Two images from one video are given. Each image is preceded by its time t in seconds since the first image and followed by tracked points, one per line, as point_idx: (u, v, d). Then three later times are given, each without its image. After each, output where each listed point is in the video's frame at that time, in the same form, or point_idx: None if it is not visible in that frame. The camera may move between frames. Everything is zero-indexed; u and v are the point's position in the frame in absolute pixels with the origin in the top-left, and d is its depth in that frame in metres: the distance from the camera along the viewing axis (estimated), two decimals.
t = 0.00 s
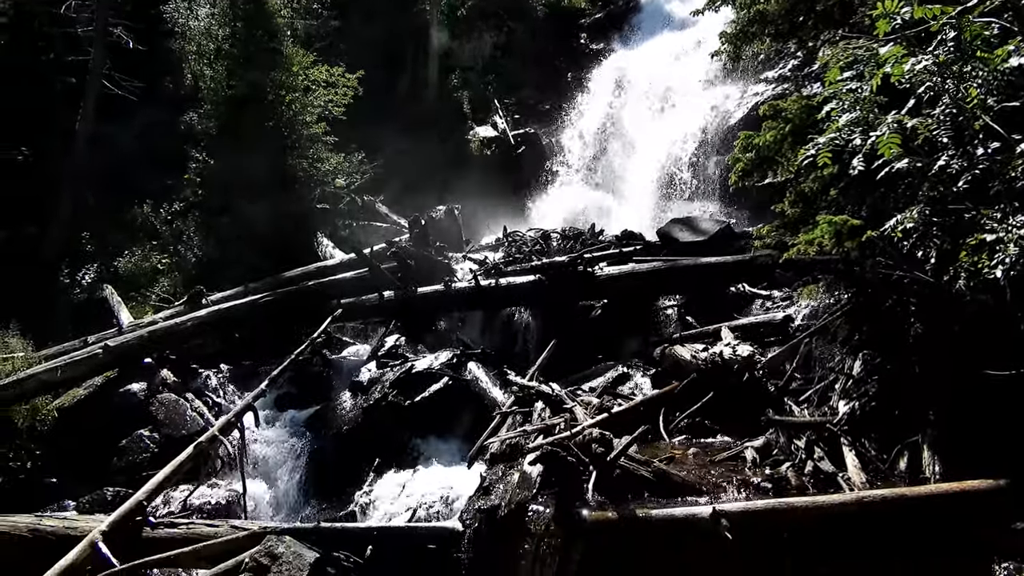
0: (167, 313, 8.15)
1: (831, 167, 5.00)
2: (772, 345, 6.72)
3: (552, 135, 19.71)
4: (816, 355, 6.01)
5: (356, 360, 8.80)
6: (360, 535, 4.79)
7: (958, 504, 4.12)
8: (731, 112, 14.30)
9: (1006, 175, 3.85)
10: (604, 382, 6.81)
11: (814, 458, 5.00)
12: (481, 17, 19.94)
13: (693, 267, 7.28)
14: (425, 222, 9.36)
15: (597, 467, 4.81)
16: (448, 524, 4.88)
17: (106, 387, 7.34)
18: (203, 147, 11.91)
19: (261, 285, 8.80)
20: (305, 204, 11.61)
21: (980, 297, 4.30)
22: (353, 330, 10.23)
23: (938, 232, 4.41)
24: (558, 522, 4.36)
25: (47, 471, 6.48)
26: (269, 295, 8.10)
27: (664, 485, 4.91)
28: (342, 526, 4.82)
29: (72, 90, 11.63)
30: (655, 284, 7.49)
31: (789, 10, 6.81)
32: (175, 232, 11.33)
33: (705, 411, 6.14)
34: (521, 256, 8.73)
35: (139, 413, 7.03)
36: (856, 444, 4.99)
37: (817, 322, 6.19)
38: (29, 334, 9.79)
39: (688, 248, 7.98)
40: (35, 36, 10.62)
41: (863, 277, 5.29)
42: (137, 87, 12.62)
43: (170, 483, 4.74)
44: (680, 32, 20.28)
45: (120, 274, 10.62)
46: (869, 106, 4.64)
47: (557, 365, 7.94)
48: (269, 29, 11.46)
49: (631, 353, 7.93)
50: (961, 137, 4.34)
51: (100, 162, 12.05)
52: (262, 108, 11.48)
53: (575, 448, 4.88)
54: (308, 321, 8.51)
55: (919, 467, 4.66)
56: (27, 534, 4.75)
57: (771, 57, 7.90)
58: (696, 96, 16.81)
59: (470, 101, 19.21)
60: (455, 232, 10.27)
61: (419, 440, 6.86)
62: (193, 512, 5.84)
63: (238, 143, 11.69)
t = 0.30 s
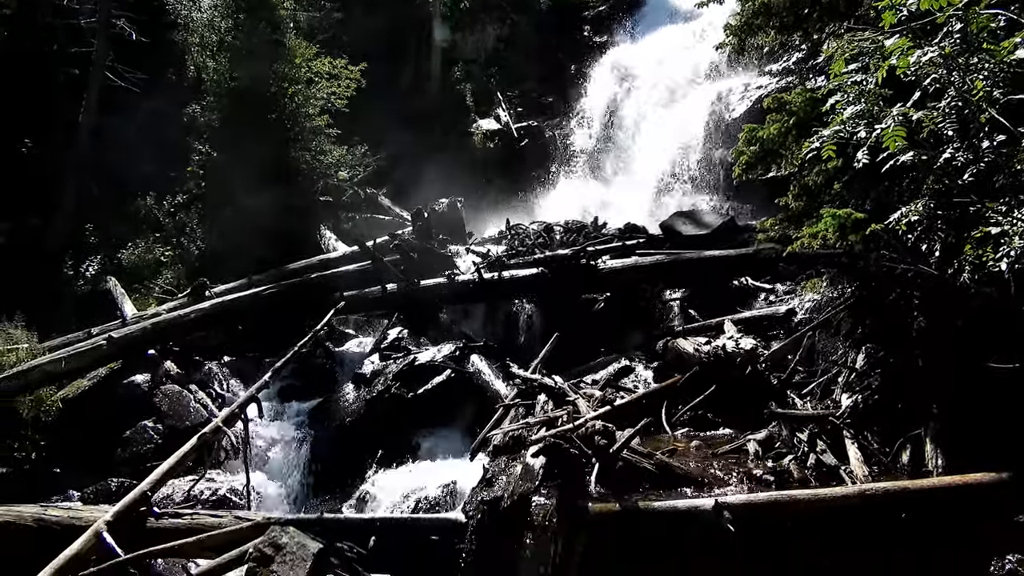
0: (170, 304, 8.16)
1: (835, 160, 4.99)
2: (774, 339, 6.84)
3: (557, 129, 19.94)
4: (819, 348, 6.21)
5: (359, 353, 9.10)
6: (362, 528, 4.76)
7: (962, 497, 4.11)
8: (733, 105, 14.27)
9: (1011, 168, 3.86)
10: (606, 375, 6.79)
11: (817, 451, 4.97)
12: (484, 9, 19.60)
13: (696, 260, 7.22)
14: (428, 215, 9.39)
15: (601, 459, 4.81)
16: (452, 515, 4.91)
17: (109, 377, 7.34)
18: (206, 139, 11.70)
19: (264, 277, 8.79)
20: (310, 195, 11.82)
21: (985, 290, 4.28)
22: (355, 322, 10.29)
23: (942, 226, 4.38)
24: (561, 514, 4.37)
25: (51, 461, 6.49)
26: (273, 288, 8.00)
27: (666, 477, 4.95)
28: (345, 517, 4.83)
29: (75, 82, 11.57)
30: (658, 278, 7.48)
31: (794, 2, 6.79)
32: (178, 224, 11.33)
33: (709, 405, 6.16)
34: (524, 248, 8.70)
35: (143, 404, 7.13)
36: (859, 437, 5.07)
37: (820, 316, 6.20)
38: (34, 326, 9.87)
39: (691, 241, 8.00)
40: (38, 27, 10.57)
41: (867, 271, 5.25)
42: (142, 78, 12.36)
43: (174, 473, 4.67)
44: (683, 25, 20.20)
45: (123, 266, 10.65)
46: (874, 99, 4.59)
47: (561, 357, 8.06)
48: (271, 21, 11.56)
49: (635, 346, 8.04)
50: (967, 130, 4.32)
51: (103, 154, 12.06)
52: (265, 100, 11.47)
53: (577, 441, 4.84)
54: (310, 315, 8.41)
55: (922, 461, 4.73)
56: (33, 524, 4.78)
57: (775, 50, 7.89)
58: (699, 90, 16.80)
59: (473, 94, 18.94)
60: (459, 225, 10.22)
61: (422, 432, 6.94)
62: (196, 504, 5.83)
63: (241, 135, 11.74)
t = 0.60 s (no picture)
0: (174, 296, 8.17)
1: (839, 151, 4.97)
2: (777, 331, 6.86)
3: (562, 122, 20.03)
4: (822, 340, 6.26)
5: (362, 345, 8.70)
6: (366, 519, 4.79)
7: (965, 489, 4.13)
8: (737, 97, 14.26)
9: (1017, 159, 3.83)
10: (609, 367, 6.88)
11: (818, 443, 5.01)
12: None
13: (699, 253, 7.27)
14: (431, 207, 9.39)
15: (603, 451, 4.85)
16: (455, 506, 4.95)
17: (112, 369, 7.33)
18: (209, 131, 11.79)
19: (267, 269, 8.80)
20: (312, 189, 11.80)
21: (989, 282, 4.25)
22: (358, 315, 10.30)
23: (947, 217, 4.32)
24: (563, 506, 4.36)
25: (55, 453, 6.56)
26: (275, 281, 8.05)
27: (669, 468, 4.97)
28: (350, 509, 4.89)
29: (78, 74, 11.63)
30: (661, 270, 7.46)
31: None
32: (181, 217, 11.18)
33: (710, 396, 6.14)
34: (527, 241, 8.71)
35: (147, 396, 7.12)
36: (861, 429, 5.11)
37: (824, 308, 6.20)
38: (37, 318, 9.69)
39: (693, 234, 8.00)
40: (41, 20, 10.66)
41: (870, 263, 5.23)
42: (143, 69, 12.62)
43: (178, 466, 4.66)
44: (688, 17, 20.13)
45: (126, 258, 10.50)
46: (878, 90, 4.59)
47: (568, 348, 7.93)
48: (274, 13, 11.73)
49: (638, 338, 8.04)
50: (971, 121, 4.28)
51: (107, 147, 12.13)
52: (267, 92, 11.47)
53: (581, 432, 4.89)
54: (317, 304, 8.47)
55: (925, 453, 4.76)
56: (39, 515, 4.83)
57: (780, 42, 7.87)
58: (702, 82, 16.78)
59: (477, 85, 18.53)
60: (462, 218, 10.26)
61: (425, 424, 6.95)
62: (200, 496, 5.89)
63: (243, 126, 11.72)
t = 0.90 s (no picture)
0: (176, 291, 8.14)
1: (842, 144, 4.93)
2: (780, 323, 6.86)
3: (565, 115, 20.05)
4: (825, 333, 6.24)
5: (365, 338, 9.18)
6: (372, 508, 4.88)
7: (969, 480, 4.12)
8: (740, 89, 14.23)
9: None
10: (613, 359, 6.87)
11: (822, 435, 5.03)
12: None
13: (701, 246, 7.25)
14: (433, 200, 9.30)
15: (607, 444, 4.84)
16: (458, 498, 4.97)
17: (117, 362, 7.39)
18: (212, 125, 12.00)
19: (269, 263, 8.79)
20: (314, 181, 11.53)
21: (992, 274, 4.21)
22: (361, 308, 10.27)
23: (951, 208, 4.43)
24: (567, 500, 4.37)
25: (61, 446, 6.58)
26: (279, 275, 8.13)
27: (672, 460, 4.98)
28: (353, 501, 4.93)
29: (79, 68, 11.64)
30: (664, 263, 7.46)
31: None
32: (185, 212, 11.63)
33: (713, 389, 6.16)
34: (530, 234, 8.58)
35: (151, 391, 7.14)
36: (865, 420, 5.09)
37: (826, 300, 6.21)
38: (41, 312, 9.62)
39: (697, 226, 7.97)
40: (43, 14, 10.74)
41: (874, 254, 5.19)
42: (146, 63, 12.63)
43: (183, 458, 4.72)
44: (690, 10, 20.08)
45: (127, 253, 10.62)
46: (883, 81, 4.56)
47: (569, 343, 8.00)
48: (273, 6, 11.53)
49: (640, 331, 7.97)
50: (976, 111, 4.21)
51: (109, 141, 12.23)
52: (269, 86, 11.23)
53: (584, 425, 4.81)
54: (321, 296, 8.47)
55: (928, 445, 4.75)
56: (45, 506, 4.83)
57: (783, 34, 7.91)
58: (705, 74, 16.74)
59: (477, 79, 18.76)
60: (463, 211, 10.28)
61: (428, 416, 6.94)
62: (205, 487, 5.93)
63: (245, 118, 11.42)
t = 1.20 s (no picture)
0: (180, 282, 8.19)
1: (847, 133, 4.89)
2: (783, 314, 6.84)
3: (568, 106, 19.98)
4: (828, 323, 6.16)
5: (367, 329, 9.05)
6: (375, 498, 4.91)
7: (973, 469, 4.10)
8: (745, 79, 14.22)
9: None
10: (615, 350, 6.85)
11: (825, 425, 5.01)
12: None
13: (705, 236, 7.24)
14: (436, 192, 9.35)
15: (610, 434, 4.86)
16: (461, 488, 4.97)
17: (120, 354, 7.41)
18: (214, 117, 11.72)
19: (271, 254, 8.80)
20: (316, 172, 11.52)
21: (997, 263, 4.21)
22: (364, 299, 10.23)
23: (956, 198, 4.33)
24: (571, 489, 4.39)
25: (66, 437, 6.52)
26: (281, 266, 8.19)
27: (675, 450, 4.98)
28: (356, 490, 4.95)
29: (81, 60, 11.63)
30: (667, 254, 7.45)
31: None
32: (186, 205, 11.70)
33: (716, 380, 6.12)
34: (532, 225, 8.67)
35: (156, 381, 7.24)
36: (869, 410, 5.08)
37: (829, 291, 6.17)
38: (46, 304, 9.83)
39: (700, 217, 7.94)
40: (45, 6, 10.73)
41: (878, 244, 5.17)
42: (147, 55, 12.63)
43: (187, 450, 4.74)
44: None
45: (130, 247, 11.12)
46: (888, 69, 4.54)
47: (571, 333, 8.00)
48: None
49: (643, 321, 7.96)
50: (981, 99, 4.20)
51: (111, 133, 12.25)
52: (270, 77, 11.15)
53: (587, 415, 4.92)
54: (322, 288, 8.67)
55: (931, 435, 4.74)
56: (50, 496, 4.86)
57: (787, 23, 7.89)
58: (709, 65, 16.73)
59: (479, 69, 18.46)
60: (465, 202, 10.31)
61: (431, 409, 6.93)
62: (209, 478, 5.95)
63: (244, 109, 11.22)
